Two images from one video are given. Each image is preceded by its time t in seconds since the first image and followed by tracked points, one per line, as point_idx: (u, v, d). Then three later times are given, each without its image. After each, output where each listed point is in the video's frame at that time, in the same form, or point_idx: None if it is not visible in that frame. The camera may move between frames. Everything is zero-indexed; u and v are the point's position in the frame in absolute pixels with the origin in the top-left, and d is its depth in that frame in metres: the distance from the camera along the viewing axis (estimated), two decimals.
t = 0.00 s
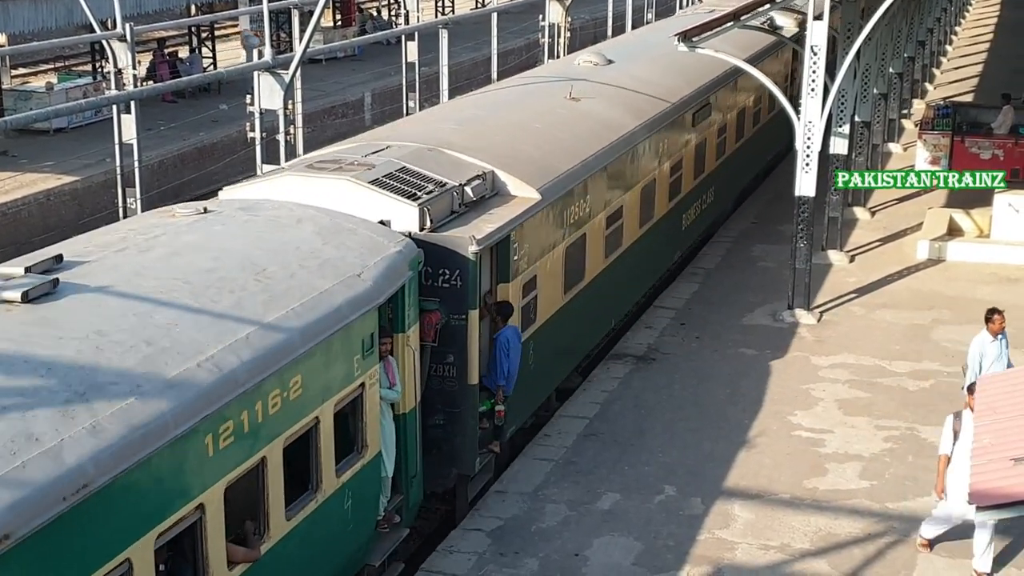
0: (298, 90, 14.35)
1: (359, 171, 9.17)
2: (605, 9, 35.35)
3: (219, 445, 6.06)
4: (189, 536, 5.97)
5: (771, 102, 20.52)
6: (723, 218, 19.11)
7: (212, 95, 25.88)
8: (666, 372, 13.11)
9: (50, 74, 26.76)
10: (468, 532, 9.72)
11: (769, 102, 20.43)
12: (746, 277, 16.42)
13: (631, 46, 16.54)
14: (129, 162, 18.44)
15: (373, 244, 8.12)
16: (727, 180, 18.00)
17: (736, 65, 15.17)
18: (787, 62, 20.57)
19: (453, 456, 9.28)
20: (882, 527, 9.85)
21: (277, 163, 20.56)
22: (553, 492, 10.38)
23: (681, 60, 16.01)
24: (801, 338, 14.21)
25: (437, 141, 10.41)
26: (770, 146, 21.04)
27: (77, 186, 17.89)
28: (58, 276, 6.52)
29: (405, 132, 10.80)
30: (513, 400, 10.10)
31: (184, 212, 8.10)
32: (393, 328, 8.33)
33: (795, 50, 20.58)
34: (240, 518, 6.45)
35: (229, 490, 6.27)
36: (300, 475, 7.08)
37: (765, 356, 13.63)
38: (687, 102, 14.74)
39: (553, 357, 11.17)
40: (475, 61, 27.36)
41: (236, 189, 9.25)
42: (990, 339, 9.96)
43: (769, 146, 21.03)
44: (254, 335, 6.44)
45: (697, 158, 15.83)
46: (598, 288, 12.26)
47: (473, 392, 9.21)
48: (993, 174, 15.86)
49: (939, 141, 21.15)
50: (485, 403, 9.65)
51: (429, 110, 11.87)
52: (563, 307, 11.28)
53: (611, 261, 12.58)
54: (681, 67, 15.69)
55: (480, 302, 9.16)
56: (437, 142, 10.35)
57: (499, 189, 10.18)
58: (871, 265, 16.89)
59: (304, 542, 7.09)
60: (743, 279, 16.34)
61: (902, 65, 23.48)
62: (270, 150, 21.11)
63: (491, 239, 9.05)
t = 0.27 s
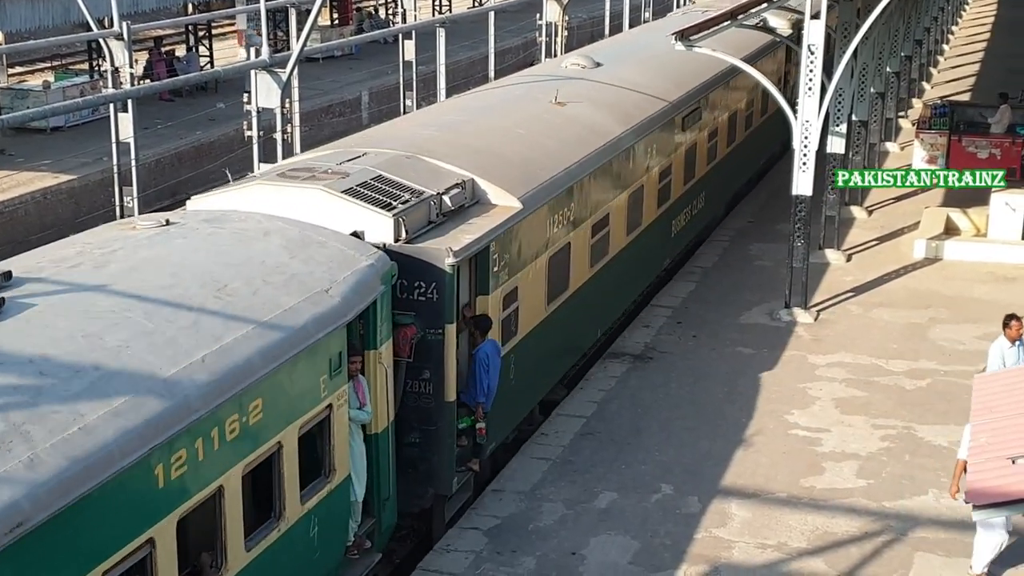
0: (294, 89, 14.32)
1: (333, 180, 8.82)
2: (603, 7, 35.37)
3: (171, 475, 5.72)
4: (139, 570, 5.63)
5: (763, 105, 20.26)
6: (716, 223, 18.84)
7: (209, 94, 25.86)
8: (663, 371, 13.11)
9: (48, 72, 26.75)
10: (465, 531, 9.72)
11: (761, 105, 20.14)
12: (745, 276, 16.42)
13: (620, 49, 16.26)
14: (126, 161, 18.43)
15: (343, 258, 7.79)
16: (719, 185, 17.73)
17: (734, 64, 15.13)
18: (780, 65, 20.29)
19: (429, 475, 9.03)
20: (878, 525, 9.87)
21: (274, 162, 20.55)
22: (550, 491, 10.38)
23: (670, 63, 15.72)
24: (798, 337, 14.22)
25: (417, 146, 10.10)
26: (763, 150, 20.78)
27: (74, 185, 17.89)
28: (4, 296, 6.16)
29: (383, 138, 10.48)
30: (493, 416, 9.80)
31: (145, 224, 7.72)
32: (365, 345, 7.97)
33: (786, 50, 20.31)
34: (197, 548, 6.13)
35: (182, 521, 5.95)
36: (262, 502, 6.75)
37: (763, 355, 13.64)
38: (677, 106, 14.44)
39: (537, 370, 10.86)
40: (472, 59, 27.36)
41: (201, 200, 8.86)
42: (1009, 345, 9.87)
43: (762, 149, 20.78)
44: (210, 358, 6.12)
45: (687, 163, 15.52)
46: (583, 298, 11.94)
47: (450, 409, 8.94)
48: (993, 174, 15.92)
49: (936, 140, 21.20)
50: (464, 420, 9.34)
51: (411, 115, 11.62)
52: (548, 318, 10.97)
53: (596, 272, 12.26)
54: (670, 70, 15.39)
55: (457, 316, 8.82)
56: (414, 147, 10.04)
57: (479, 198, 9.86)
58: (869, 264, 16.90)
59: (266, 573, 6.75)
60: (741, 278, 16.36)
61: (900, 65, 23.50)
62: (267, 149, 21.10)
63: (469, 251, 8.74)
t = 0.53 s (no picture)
0: (292, 89, 14.29)
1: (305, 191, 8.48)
2: (602, 8, 35.39)
3: (117, 510, 5.40)
4: None
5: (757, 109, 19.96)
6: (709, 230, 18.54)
7: (208, 94, 25.85)
8: (661, 371, 13.11)
9: (46, 72, 26.74)
10: (462, 531, 9.72)
11: (755, 110, 19.83)
12: (743, 277, 16.42)
13: (609, 53, 15.96)
14: (125, 160, 18.42)
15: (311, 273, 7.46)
16: (711, 192, 17.41)
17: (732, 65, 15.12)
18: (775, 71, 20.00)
19: (405, 497, 8.63)
20: (876, 526, 9.87)
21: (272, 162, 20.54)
22: (548, 492, 10.38)
23: (661, 68, 15.41)
24: (796, 338, 14.22)
25: (396, 156, 9.80)
26: (758, 156, 20.49)
27: (72, 184, 17.88)
28: None
29: (360, 146, 10.17)
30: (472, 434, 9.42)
31: (103, 238, 7.37)
32: (334, 364, 7.60)
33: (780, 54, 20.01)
34: None
35: (133, 556, 5.62)
36: (220, 534, 6.39)
37: (761, 356, 13.64)
38: (668, 112, 14.12)
39: (520, 385, 10.52)
40: (471, 60, 27.37)
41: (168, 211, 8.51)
42: None
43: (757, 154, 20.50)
44: (162, 383, 5.77)
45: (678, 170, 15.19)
46: (568, 310, 11.60)
47: (427, 428, 8.55)
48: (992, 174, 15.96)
49: (934, 141, 21.23)
50: (443, 440, 8.95)
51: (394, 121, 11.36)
52: (531, 332, 10.63)
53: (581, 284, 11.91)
54: (660, 75, 15.07)
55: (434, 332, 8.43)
56: (392, 157, 9.73)
57: (460, 209, 9.51)
58: (867, 265, 16.91)
59: None
60: (739, 278, 16.37)
61: (899, 65, 23.50)
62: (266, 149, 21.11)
63: (446, 264, 8.38)
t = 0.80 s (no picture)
0: (291, 89, 14.26)
1: (276, 204, 8.19)
2: (601, 8, 35.42)
3: (93, 525, 5.24)
4: None
5: (751, 113, 19.60)
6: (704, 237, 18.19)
7: (207, 94, 25.85)
8: (660, 372, 13.11)
9: (45, 73, 26.73)
10: (462, 532, 9.72)
11: (749, 115, 19.47)
12: (742, 278, 16.43)
13: (599, 57, 15.63)
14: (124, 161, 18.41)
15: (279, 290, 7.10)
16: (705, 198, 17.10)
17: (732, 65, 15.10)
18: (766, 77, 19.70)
19: (379, 522, 8.27)
20: (875, 527, 9.87)
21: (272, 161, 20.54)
22: (547, 492, 10.38)
23: (652, 72, 15.05)
24: (795, 339, 14.21)
25: (372, 164, 9.49)
26: (753, 162, 20.15)
27: (71, 185, 17.88)
28: None
29: (336, 154, 9.87)
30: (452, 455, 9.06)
31: (58, 255, 7.04)
32: (301, 386, 7.22)
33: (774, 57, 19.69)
34: None
35: None
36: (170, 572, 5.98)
37: (760, 356, 13.64)
38: (659, 118, 13.74)
39: (503, 402, 10.17)
40: (470, 60, 27.38)
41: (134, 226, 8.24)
42: None
43: (752, 159, 20.15)
44: (109, 414, 5.41)
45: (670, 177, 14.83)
46: (555, 323, 11.24)
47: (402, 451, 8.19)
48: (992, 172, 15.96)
49: (933, 141, 21.23)
50: (422, 462, 8.64)
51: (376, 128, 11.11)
52: (516, 346, 10.28)
53: (568, 296, 11.53)
54: (652, 79, 14.71)
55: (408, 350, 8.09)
56: (368, 165, 9.43)
57: (439, 220, 9.19)
58: (866, 265, 16.91)
59: None
60: (738, 279, 16.38)
61: (898, 66, 23.50)
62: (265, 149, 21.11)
63: (423, 280, 8.05)
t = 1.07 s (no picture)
0: (291, 89, 14.23)
1: (244, 215, 7.86)
2: (601, 8, 35.43)
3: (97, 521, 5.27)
4: None
5: (745, 117, 19.24)
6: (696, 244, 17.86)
7: (207, 93, 25.86)
8: (660, 371, 13.11)
9: (45, 72, 26.73)
10: (462, 531, 9.72)
11: (744, 118, 19.11)
12: (742, 277, 16.44)
13: (589, 59, 15.28)
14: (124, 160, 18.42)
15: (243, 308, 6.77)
16: (700, 203, 16.81)
17: (731, 64, 15.10)
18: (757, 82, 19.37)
19: (351, 549, 7.90)
20: (875, 526, 9.87)
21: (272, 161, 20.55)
22: (547, 491, 10.38)
23: (643, 76, 14.71)
24: (795, 338, 14.22)
25: (347, 174, 9.14)
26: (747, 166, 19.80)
27: (71, 184, 17.90)
28: None
29: (312, 162, 9.55)
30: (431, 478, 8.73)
31: (10, 271, 6.65)
32: (266, 411, 6.86)
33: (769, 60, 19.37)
34: None
35: None
36: None
37: (760, 356, 13.64)
38: (648, 124, 13.40)
39: (484, 419, 9.85)
40: (470, 59, 27.39)
41: (96, 240, 7.90)
42: None
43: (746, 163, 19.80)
44: (51, 446, 5.04)
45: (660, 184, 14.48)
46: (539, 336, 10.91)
47: (375, 475, 7.84)
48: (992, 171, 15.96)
49: (932, 141, 21.23)
50: (404, 485, 8.35)
51: (359, 132, 10.91)
52: (497, 360, 9.95)
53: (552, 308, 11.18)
54: (642, 83, 14.36)
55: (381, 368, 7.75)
56: (344, 175, 9.10)
57: (416, 232, 8.88)
58: (866, 265, 16.92)
59: None
60: (738, 278, 16.38)
61: (898, 65, 23.50)
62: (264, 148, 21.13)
63: (396, 296, 7.72)
